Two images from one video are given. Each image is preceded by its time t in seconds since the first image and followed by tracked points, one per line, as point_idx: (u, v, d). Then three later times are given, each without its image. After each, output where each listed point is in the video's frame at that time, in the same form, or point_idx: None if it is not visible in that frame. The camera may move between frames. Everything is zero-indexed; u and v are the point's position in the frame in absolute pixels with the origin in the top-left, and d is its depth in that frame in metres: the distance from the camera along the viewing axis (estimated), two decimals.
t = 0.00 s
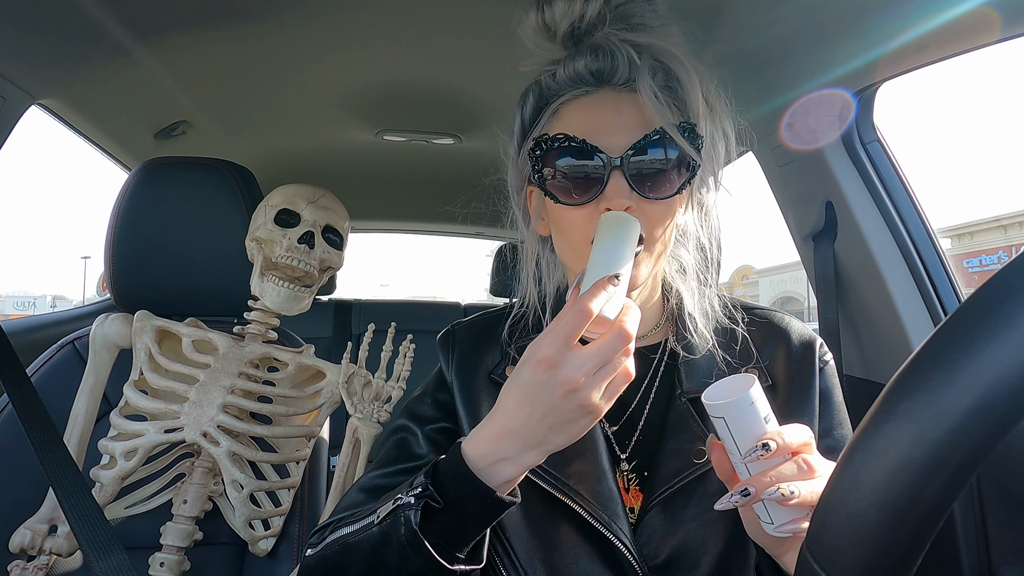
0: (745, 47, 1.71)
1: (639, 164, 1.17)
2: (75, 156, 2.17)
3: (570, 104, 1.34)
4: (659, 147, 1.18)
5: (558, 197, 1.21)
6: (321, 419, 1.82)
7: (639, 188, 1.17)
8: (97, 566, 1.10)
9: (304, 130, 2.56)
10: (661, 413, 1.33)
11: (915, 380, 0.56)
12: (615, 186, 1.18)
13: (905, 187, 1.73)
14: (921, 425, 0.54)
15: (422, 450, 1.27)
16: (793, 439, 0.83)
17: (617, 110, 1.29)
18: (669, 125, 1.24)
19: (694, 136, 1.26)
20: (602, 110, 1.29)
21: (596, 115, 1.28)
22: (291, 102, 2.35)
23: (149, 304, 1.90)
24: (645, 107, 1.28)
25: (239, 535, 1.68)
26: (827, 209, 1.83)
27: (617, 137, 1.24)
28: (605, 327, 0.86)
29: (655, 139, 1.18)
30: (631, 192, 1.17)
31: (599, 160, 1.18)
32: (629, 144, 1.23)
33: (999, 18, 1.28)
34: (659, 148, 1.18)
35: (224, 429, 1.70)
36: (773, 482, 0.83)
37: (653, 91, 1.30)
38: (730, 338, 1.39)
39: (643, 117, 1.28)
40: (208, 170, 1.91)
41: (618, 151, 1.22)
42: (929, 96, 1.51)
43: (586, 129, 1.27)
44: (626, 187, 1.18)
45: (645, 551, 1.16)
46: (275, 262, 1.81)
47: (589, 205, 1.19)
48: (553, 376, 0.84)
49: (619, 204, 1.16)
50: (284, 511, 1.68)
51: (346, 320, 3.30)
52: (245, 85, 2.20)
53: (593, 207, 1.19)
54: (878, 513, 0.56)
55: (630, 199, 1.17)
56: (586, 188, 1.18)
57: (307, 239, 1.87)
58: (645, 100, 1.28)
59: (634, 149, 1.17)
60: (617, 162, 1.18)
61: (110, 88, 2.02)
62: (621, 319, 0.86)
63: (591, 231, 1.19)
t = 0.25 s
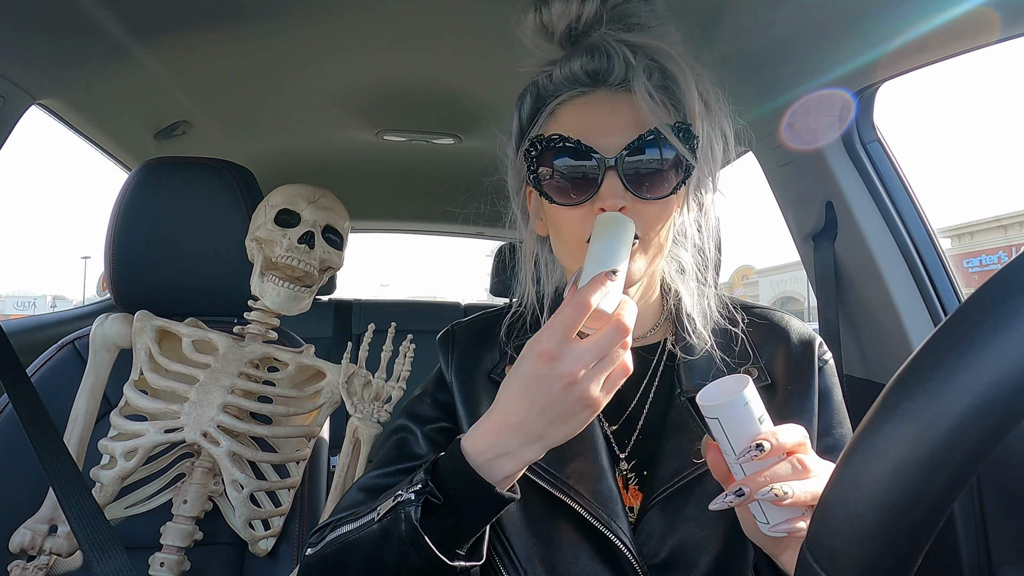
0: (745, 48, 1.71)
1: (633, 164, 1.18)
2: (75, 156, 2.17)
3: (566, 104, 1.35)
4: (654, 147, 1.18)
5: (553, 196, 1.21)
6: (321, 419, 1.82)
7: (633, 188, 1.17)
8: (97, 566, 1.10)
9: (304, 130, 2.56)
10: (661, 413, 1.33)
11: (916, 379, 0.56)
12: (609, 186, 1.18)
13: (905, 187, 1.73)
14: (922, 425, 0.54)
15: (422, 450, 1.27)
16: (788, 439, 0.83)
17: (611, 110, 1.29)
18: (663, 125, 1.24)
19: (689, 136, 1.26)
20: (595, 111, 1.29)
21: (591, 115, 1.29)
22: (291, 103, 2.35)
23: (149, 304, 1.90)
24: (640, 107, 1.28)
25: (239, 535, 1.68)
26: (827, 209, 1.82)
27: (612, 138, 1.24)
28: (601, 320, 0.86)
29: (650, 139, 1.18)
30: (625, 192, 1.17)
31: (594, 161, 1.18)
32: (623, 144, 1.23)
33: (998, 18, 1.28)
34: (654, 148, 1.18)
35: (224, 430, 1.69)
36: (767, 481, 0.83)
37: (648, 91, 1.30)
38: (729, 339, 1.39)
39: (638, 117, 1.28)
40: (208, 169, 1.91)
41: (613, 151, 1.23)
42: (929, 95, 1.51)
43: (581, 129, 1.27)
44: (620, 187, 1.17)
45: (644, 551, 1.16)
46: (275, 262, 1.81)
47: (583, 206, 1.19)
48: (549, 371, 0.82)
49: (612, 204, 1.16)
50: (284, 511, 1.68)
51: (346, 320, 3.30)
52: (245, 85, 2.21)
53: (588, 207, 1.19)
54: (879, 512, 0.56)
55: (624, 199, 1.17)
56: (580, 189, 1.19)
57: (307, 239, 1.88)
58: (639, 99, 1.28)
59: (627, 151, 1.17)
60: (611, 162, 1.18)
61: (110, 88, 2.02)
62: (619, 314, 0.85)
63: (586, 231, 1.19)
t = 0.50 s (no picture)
0: (745, 48, 1.71)
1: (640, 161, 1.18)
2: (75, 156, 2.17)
3: (573, 102, 1.35)
4: (660, 143, 1.18)
5: (560, 188, 1.21)
6: (321, 419, 1.82)
7: (641, 179, 1.17)
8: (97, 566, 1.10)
9: (305, 130, 2.57)
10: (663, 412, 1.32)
11: (916, 379, 0.56)
12: (616, 176, 1.18)
13: (905, 188, 1.73)
14: (922, 425, 0.54)
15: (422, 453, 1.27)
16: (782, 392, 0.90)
17: (616, 107, 1.29)
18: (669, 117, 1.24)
19: (694, 127, 1.26)
20: (600, 108, 1.29)
21: (597, 112, 1.29)
22: (291, 103, 2.35)
23: (149, 304, 1.90)
24: (646, 103, 1.29)
25: (239, 536, 1.68)
26: (827, 209, 1.82)
27: (620, 131, 1.25)
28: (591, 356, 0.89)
29: (655, 134, 1.18)
30: (631, 183, 1.18)
31: (602, 156, 1.18)
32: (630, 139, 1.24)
33: (998, 18, 1.28)
34: (662, 145, 1.18)
35: (224, 430, 1.69)
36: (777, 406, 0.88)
37: (654, 87, 1.31)
38: (730, 336, 1.38)
39: (643, 112, 1.28)
40: (208, 169, 1.91)
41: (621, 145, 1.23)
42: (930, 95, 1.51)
43: (587, 124, 1.28)
44: (627, 178, 1.18)
45: (644, 548, 1.16)
46: (275, 262, 1.81)
47: (590, 198, 1.19)
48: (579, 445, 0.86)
49: (621, 195, 1.16)
50: (284, 511, 1.68)
51: (346, 320, 3.30)
52: (245, 85, 2.21)
53: (595, 198, 1.19)
54: (879, 512, 0.56)
55: (631, 190, 1.17)
56: (587, 184, 1.19)
57: (307, 239, 1.88)
58: (645, 95, 1.29)
59: (634, 144, 1.18)
60: (617, 154, 1.18)
61: (110, 88, 2.02)
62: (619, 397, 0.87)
63: (593, 222, 1.19)
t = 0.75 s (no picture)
0: (745, 48, 1.71)
1: (641, 162, 1.18)
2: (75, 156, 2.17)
3: (574, 103, 1.34)
4: (661, 146, 1.19)
5: (561, 191, 1.21)
6: (321, 419, 1.82)
7: (641, 182, 1.17)
8: (97, 566, 1.10)
9: (305, 130, 2.57)
10: (664, 413, 1.32)
11: (916, 379, 0.56)
12: (617, 180, 1.18)
13: (905, 188, 1.73)
14: (922, 425, 0.54)
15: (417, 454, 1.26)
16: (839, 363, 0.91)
17: (618, 110, 1.29)
18: (670, 121, 1.25)
19: (694, 130, 1.27)
20: (602, 110, 1.29)
21: (598, 114, 1.29)
22: (291, 103, 2.35)
23: (149, 304, 1.90)
24: (648, 106, 1.29)
25: (239, 535, 1.68)
26: (827, 210, 1.82)
27: (620, 135, 1.25)
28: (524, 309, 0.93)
29: (657, 136, 1.19)
30: (632, 186, 1.17)
31: (604, 158, 1.19)
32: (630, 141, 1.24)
33: (999, 18, 1.28)
34: (662, 146, 1.19)
35: (224, 430, 1.69)
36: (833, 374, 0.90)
37: (655, 89, 1.30)
38: (732, 336, 1.38)
39: (645, 114, 1.28)
40: (208, 169, 1.91)
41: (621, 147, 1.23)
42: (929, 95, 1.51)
43: (590, 127, 1.28)
44: (628, 181, 1.18)
45: (646, 548, 1.15)
46: (275, 262, 1.81)
47: (591, 201, 1.19)
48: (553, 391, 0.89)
49: (621, 198, 1.16)
50: (284, 511, 1.68)
51: (346, 320, 3.30)
52: (245, 85, 2.21)
53: (596, 201, 1.18)
54: (879, 512, 0.56)
55: (631, 193, 1.16)
56: (588, 186, 1.19)
57: (307, 239, 1.88)
58: (646, 97, 1.29)
59: (636, 147, 1.18)
60: (619, 157, 1.18)
61: (110, 88, 2.02)
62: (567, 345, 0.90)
63: (594, 224, 1.18)
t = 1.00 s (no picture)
0: (745, 48, 1.71)
1: (642, 162, 1.17)
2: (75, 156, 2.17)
3: (575, 102, 1.35)
4: (662, 146, 1.18)
5: (562, 192, 1.21)
6: (321, 419, 1.82)
7: (642, 182, 1.17)
8: (97, 566, 1.10)
9: (305, 130, 2.57)
10: (663, 413, 1.33)
11: (916, 378, 0.56)
12: (617, 180, 1.18)
13: (905, 188, 1.73)
14: (922, 425, 0.54)
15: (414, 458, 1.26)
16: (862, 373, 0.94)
17: (618, 109, 1.29)
18: (670, 121, 1.24)
19: (696, 131, 1.27)
20: (603, 109, 1.30)
21: (598, 112, 1.29)
22: (291, 103, 2.35)
23: (149, 304, 1.90)
24: (648, 106, 1.29)
25: (239, 536, 1.68)
26: (827, 210, 1.82)
27: (621, 135, 1.24)
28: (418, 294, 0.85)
29: (658, 136, 1.18)
30: (633, 186, 1.17)
31: (604, 157, 1.18)
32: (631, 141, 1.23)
33: (998, 18, 1.28)
34: (663, 146, 1.18)
35: (224, 429, 1.70)
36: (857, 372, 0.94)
37: (655, 89, 1.31)
38: (732, 337, 1.38)
39: (646, 114, 1.28)
40: (208, 169, 1.91)
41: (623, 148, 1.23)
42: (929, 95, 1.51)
43: (591, 126, 1.28)
44: (629, 181, 1.17)
45: (646, 549, 1.15)
46: (275, 262, 1.81)
47: (590, 201, 1.18)
48: (505, 313, 0.89)
49: (622, 198, 1.16)
50: (284, 510, 1.68)
51: (346, 320, 3.30)
52: (244, 85, 2.21)
53: (595, 201, 1.18)
54: (879, 512, 0.56)
55: (632, 193, 1.17)
56: (589, 186, 1.19)
57: (307, 239, 1.88)
58: (647, 97, 1.29)
59: (637, 146, 1.17)
60: (619, 157, 1.18)
61: (110, 88, 2.02)
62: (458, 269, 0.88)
63: (593, 224, 1.19)
